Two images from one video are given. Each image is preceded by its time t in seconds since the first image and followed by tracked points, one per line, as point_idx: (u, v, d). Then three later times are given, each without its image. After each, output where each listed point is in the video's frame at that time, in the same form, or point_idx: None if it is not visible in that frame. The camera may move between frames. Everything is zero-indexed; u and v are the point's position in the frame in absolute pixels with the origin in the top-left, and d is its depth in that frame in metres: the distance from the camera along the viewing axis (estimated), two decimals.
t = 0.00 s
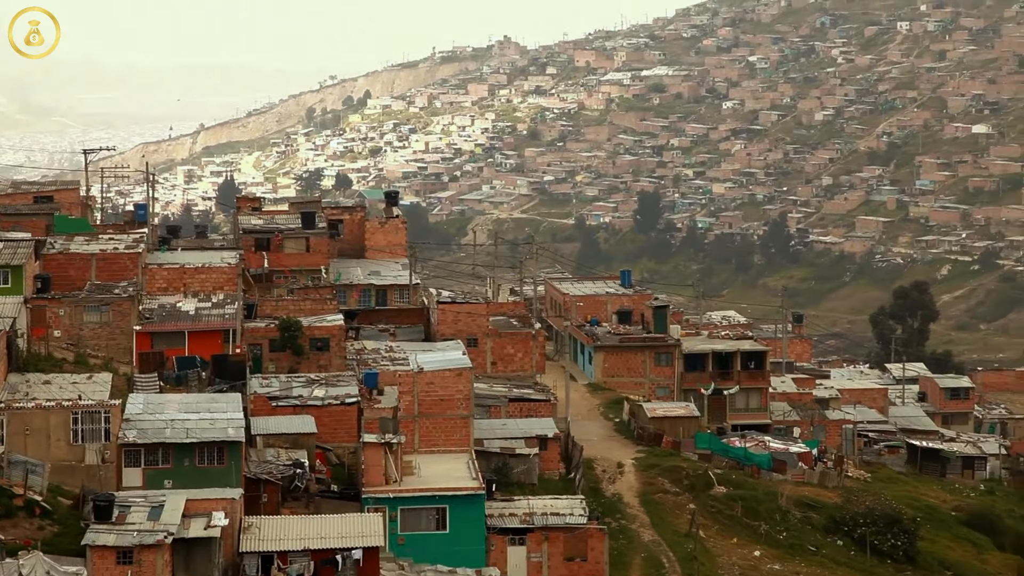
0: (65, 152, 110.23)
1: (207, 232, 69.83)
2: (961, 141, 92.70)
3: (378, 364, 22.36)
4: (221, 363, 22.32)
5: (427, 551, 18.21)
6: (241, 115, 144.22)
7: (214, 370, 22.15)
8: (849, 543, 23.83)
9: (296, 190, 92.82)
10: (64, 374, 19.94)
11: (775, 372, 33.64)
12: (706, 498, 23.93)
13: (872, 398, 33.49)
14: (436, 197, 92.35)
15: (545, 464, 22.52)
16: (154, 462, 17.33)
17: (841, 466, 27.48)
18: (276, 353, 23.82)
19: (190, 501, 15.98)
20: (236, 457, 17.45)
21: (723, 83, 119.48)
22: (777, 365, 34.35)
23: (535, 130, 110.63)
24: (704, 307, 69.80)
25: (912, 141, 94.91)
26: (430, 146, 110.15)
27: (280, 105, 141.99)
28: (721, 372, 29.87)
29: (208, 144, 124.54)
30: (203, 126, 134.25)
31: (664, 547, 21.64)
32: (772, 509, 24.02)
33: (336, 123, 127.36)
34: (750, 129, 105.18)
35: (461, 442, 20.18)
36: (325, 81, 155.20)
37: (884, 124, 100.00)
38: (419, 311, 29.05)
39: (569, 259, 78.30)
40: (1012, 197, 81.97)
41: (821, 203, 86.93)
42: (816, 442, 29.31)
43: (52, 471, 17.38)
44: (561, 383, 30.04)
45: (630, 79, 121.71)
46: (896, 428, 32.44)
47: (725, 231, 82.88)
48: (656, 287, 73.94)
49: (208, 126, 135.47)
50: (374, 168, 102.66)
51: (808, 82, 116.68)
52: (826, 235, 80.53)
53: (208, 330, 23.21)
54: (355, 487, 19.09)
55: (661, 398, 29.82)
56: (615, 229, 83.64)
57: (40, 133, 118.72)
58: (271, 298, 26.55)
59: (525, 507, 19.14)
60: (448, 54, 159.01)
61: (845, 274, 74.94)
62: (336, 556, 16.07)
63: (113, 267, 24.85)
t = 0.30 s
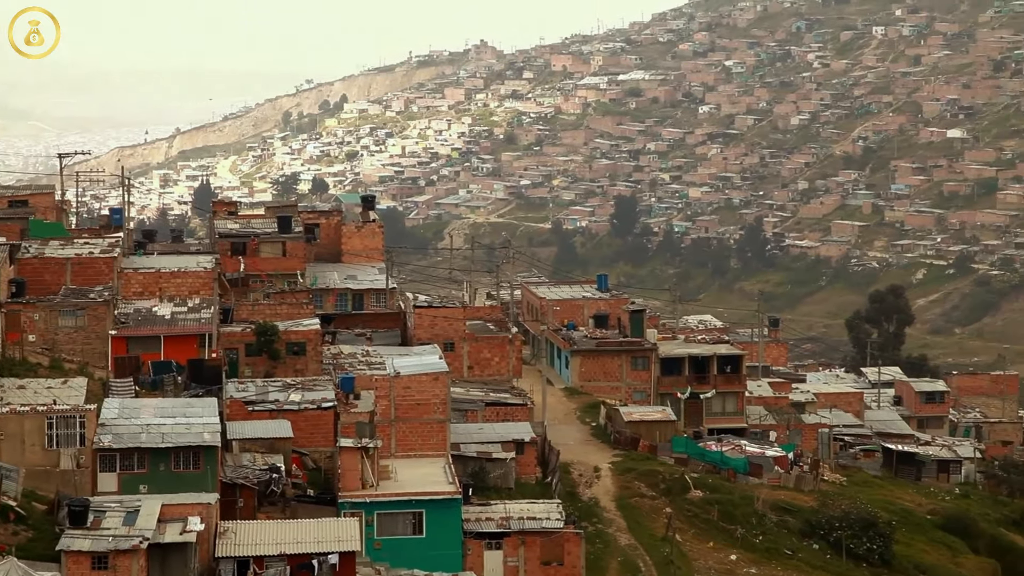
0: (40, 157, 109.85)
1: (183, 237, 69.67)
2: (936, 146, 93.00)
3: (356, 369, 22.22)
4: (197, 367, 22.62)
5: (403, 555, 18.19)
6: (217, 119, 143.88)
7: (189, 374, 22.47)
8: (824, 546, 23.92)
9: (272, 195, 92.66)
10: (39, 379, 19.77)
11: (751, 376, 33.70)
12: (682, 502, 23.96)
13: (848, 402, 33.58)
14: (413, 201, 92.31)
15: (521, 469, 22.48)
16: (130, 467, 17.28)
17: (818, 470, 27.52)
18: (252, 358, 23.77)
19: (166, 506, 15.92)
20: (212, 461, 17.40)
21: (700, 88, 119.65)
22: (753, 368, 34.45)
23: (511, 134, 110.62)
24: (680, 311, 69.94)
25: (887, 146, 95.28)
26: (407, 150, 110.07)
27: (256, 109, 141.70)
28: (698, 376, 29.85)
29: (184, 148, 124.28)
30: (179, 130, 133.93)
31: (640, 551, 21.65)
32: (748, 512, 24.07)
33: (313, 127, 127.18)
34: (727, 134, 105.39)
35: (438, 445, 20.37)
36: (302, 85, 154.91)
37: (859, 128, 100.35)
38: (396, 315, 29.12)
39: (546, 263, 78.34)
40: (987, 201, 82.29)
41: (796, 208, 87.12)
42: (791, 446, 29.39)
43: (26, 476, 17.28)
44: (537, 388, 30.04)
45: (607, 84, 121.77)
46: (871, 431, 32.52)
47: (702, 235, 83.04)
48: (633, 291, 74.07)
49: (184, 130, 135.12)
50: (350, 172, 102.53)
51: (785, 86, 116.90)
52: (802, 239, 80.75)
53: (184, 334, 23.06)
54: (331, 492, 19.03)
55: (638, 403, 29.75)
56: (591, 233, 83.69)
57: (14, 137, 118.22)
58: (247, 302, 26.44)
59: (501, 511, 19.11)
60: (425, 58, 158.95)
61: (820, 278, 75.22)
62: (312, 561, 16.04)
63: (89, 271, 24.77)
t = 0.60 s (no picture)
0: (14, 161, 109.46)
1: (157, 242, 69.56)
2: (910, 150, 93.34)
3: (331, 374, 22.23)
4: (171, 373, 22.27)
5: (378, 560, 18.18)
6: (192, 123, 143.58)
7: (164, 379, 22.06)
8: (800, 550, 24.06)
9: (246, 200, 92.52)
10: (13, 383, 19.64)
11: (727, 380, 33.76)
12: (658, 506, 23.98)
13: (824, 406, 33.41)
14: (388, 206, 92.29)
15: (497, 473, 22.49)
16: (104, 472, 17.21)
17: (792, 474, 27.61)
18: (227, 363, 23.73)
19: (141, 511, 15.85)
20: (187, 466, 17.35)
21: (675, 92, 119.87)
22: (729, 373, 34.53)
23: (487, 139, 110.64)
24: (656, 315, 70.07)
25: (862, 151, 95.59)
26: (382, 155, 110.00)
27: (231, 114, 141.45)
28: (673, 380, 29.90)
29: (158, 153, 124.02)
30: (154, 135, 133.62)
31: (616, 556, 21.65)
32: (724, 517, 24.11)
33: (288, 132, 127.04)
34: (702, 138, 105.63)
35: (413, 450, 20.22)
36: (277, 90, 154.71)
37: (834, 133, 100.66)
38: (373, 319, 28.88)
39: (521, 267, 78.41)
40: (960, 206, 82.58)
41: (772, 212, 87.33)
42: (767, 450, 29.35)
43: None
44: (513, 392, 30.10)
45: (582, 88, 121.85)
46: (846, 435, 32.58)
47: (677, 240, 83.22)
48: (608, 295, 74.21)
49: (159, 134, 134.78)
50: (325, 176, 102.42)
51: (760, 91, 117.18)
52: (777, 244, 81.01)
53: (158, 339, 23.04)
54: (307, 497, 18.96)
55: (613, 407, 29.89)
56: (567, 238, 83.78)
57: None
58: (222, 307, 26.39)
59: (478, 515, 19.12)
60: (400, 63, 158.90)
61: (795, 282, 75.50)
62: (288, 566, 16.04)
63: (63, 276, 24.53)
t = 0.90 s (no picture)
0: None
1: (133, 246, 69.37)
2: (886, 154, 93.66)
3: (308, 379, 22.13)
4: (148, 376, 22.16)
5: (355, 564, 18.05)
6: (167, 127, 143.22)
7: (141, 383, 22.03)
8: (776, 553, 24.15)
9: (223, 204, 92.34)
10: None
11: (704, 384, 33.76)
12: (635, 510, 23.98)
13: (801, 410, 33.45)
14: (365, 210, 92.23)
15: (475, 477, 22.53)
16: (80, 477, 17.11)
17: (769, 477, 27.67)
18: (203, 367, 23.64)
19: (116, 516, 15.78)
20: (163, 471, 17.30)
21: (651, 96, 120.09)
22: (706, 376, 34.59)
23: (464, 143, 110.64)
24: (633, 319, 70.14)
25: (838, 155, 95.90)
26: (359, 159, 109.88)
27: (207, 117, 141.14)
28: (650, 385, 29.89)
29: (135, 157, 123.68)
30: (129, 139, 133.20)
31: (593, 560, 21.66)
32: (701, 520, 24.17)
33: (265, 136, 126.85)
34: (679, 143, 105.83)
35: (391, 454, 20.18)
36: (254, 94, 154.43)
37: (811, 137, 100.96)
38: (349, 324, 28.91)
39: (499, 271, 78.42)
40: (936, 210, 82.89)
41: (749, 216, 87.53)
42: (744, 454, 29.35)
43: None
44: (491, 397, 30.03)
45: (559, 92, 121.90)
46: (823, 439, 32.66)
47: (654, 244, 83.38)
48: (585, 299, 74.27)
49: (134, 138, 134.40)
50: (302, 181, 102.24)
51: (736, 95, 117.42)
52: (753, 248, 81.21)
53: (134, 344, 22.93)
54: (284, 502, 18.91)
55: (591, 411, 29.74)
56: (544, 242, 83.79)
57: None
58: (199, 312, 26.28)
59: (455, 520, 19.09)
60: (377, 67, 158.83)
61: (772, 286, 75.70)
62: (265, 571, 16.02)
63: (38, 281, 24.40)
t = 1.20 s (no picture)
0: None
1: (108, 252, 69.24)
2: (860, 160, 93.98)
3: (283, 384, 22.04)
4: (122, 382, 22.04)
5: (330, 569, 18.01)
6: (142, 131, 142.75)
7: (116, 389, 21.90)
8: (751, 557, 24.25)
9: (198, 209, 92.16)
10: None
11: (680, 389, 33.79)
12: (611, 515, 23.97)
13: (775, 414, 33.74)
14: (341, 215, 92.17)
15: (450, 483, 22.44)
16: (54, 483, 16.77)
17: (745, 483, 27.70)
18: (178, 372, 23.53)
19: (90, 523, 15.69)
20: (137, 478, 16.98)
21: (627, 102, 120.29)
22: (681, 381, 34.62)
23: (440, 148, 110.61)
24: (610, 324, 70.20)
25: (813, 160, 96.23)
26: (335, 164, 109.73)
27: (182, 122, 140.84)
28: (627, 390, 29.85)
29: (109, 162, 123.35)
30: (104, 143, 132.75)
31: (569, 565, 21.66)
32: (676, 526, 24.21)
33: (240, 141, 126.65)
34: (654, 148, 106.02)
35: (366, 460, 20.13)
36: (229, 99, 154.11)
37: (786, 143, 101.21)
38: (325, 329, 28.95)
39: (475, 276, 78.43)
40: (910, 215, 83.23)
41: (724, 222, 87.70)
42: (719, 459, 29.44)
43: None
44: (466, 401, 30.11)
45: (535, 97, 121.95)
46: (798, 444, 32.75)
47: (630, 249, 83.49)
48: (561, 305, 74.36)
49: (109, 143, 133.98)
50: (277, 185, 102.03)
51: (712, 101, 117.69)
52: (729, 253, 81.43)
53: (108, 349, 22.91)
54: (259, 507, 18.75)
55: (567, 416, 29.77)
56: (520, 247, 83.85)
57: None
58: (173, 317, 26.16)
59: (430, 525, 19.06)
60: (352, 72, 158.67)
61: (747, 291, 75.94)
62: None
63: (12, 286, 24.39)
